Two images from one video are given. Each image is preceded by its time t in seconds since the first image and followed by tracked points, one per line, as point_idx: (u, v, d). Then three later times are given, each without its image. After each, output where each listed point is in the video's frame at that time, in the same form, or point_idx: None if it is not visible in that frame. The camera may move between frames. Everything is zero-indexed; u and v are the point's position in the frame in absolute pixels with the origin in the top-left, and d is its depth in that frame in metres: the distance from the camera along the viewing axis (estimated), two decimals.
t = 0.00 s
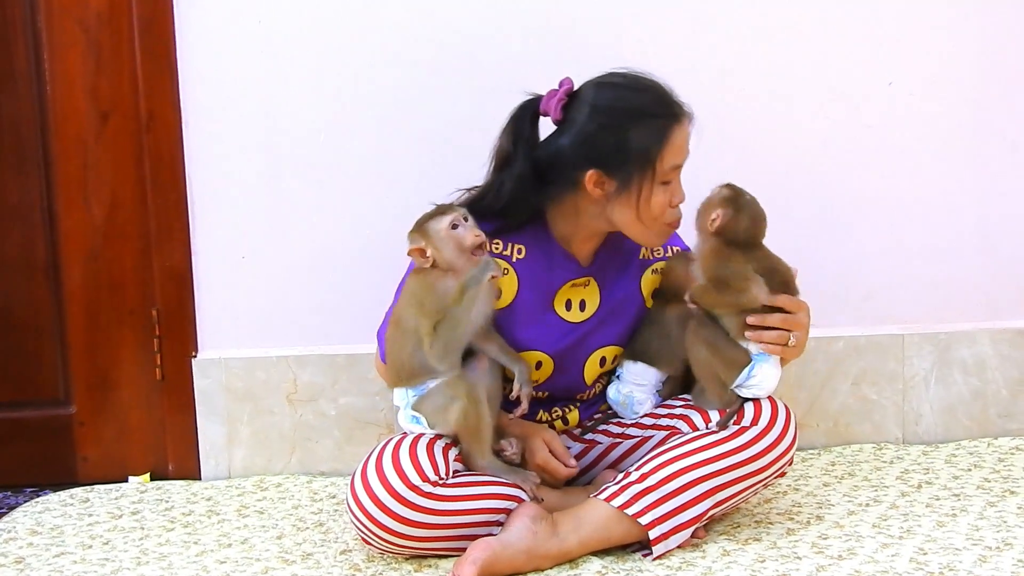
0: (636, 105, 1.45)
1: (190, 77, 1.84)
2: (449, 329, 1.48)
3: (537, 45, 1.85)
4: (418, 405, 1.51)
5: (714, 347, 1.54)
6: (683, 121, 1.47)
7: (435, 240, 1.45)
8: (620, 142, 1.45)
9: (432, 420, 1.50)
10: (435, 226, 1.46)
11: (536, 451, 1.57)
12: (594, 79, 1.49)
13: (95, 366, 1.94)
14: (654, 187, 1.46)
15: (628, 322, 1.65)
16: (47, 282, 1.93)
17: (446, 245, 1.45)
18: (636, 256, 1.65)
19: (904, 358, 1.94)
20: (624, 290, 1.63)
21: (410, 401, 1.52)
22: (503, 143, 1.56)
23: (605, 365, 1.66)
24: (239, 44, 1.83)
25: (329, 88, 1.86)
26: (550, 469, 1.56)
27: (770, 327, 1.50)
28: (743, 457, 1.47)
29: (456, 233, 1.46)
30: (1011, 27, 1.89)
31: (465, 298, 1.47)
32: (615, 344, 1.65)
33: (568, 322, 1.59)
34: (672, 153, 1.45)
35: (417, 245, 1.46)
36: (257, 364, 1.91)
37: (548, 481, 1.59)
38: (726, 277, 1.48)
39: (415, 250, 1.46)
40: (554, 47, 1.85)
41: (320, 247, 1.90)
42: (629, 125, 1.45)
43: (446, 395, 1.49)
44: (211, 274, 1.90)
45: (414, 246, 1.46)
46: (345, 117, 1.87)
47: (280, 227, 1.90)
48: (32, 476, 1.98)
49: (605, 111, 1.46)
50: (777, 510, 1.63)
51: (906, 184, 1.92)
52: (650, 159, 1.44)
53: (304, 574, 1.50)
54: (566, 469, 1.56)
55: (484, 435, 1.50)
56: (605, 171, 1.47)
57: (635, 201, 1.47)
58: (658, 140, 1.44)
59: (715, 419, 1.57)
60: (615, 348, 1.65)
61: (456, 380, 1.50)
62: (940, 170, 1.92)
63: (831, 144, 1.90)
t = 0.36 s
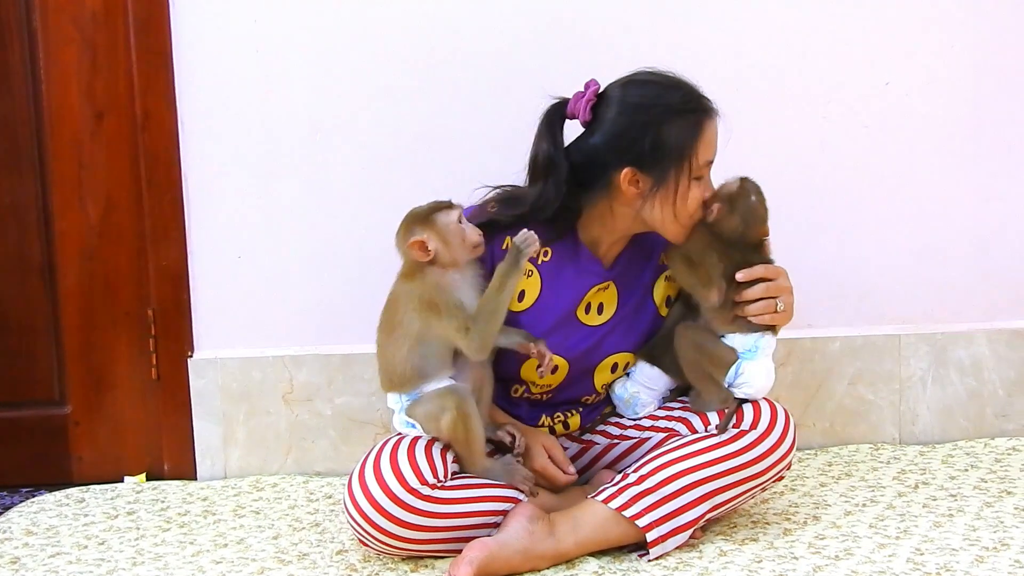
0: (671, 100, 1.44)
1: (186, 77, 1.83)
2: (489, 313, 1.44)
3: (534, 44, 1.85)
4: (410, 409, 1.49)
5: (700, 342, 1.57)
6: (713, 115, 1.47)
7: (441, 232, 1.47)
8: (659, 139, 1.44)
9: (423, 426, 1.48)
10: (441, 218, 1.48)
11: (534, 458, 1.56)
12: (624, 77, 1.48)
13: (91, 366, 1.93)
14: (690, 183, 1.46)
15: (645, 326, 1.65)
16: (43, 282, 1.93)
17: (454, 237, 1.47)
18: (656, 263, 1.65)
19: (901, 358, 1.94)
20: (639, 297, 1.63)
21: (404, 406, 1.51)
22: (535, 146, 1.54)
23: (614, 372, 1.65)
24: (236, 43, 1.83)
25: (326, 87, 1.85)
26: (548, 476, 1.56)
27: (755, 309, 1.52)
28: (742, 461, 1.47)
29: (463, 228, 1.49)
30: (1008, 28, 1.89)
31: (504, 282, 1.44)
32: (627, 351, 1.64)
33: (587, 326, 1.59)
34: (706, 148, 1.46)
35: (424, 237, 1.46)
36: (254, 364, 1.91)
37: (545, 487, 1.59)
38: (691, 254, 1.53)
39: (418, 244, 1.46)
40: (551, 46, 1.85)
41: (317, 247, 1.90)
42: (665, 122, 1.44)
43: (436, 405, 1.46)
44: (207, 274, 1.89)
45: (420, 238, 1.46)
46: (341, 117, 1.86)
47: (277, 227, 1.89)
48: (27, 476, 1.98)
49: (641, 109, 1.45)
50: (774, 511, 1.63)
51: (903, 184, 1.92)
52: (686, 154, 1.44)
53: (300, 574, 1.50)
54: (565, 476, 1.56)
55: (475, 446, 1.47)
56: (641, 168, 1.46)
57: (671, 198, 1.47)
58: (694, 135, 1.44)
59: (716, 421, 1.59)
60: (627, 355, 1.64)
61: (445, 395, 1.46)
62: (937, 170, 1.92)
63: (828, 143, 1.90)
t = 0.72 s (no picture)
0: (624, 76, 1.44)
1: (191, 81, 1.84)
2: (502, 266, 1.43)
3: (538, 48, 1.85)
4: (417, 411, 1.50)
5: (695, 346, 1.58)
6: (669, 96, 1.46)
7: (427, 227, 1.46)
8: (609, 115, 1.44)
9: (430, 428, 1.49)
10: (422, 213, 1.47)
11: (559, 433, 1.56)
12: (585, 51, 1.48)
13: (96, 370, 1.94)
14: (638, 161, 1.45)
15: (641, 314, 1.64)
16: (48, 285, 1.93)
17: (440, 229, 1.46)
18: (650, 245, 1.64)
19: (906, 361, 1.94)
20: (631, 279, 1.63)
21: (410, 409, 1.52)
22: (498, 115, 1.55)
23: (616, 360, 1.64)
24: (239, 47, 1.83)
25: (331, 92, 1.86)
26: (573, 452, 1.55)
27: (734, 323, 1.52)
28: (748, 464, 1.46)
29: (445, 218, 1.48)
30: (1011, 29, 1.89)
31: (512, 233, 1.42)
32: (625, 336, 1.63)
33: (576, 307, 1.59)
34: (656, 126, 1.45)
35: (410, 235, 1.45)
36: (258, 367, 1.91)
37: (567, 470, 1.57)
38: (687, 265, 1.57)
39: (406, 242, 1.45)
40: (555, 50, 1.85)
41: (322, 251, 1.90)
42: (618, 98, 1.44)
43: (441, 405, 1.47)
44: (212, 278, 1.90)
45: (405, 237, 1.45)
46: (346, 121, 1.87)
47: (282, 231, 1.89)
48: (34, 480, 1.98)
49: (593, 83, 1.45)
50: (780, 514, 1.63)
51: (908, 187, 1.92)
52: (635, 130, 1.44)
53: None
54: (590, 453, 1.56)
55: (482, 445, 1.47)
56: (590, 143, 1.46)
57: (617, 174, 1.46)
58: (646, 115, 1.44)
59: (721, 424, 1.57)
60: (626, 340, 1.63)
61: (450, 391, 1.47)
62: (942, 172, 1.92)
63: (833, 146, 1.90)
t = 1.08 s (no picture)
0: (548, 63, 1.47)
1: (195, 81, 1.84)
2: (506, 215, 1.42)
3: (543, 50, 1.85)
4: (422, 412, 1.50)
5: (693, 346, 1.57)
6: (601, 76, 1.47)
7: (422, 220, 1.47)
8: (540, 104, 1.47)
9: (434, 429, 1.48)
10: (416, 209, 1.48)
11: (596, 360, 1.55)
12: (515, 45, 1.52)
13: (99, 369, 1.94)
14: (576, 144, 1.47)
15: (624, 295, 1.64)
16: (52, 284, 1.93)
17: (434, 218, 1.48)
18: (621, 226, 1.63)
19: (909, 364, 1.94)
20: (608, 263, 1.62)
21: (415, 410, 1.52)
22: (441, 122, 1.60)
23: (601, 343, 1.64)
24: (244, 48, 1.84)
25: (336, 92, 1.86)
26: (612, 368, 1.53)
27: (735, 335, 1.52)
28: (748, 462, 1.47)
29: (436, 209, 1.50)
30: (1014, 34, 1.89)
31: (494, 188, 1.41)
32: (609, 319, 1.63)
33: (553, 296, 1.60)
34: (589, 108, 1.46)
35: (410, 230, 1.46)
36: (261, 368, 1.91)
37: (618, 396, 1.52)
38: (684, 267, 1.55)
39: (409, 238, 1.45)
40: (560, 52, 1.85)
41: (325, 251, 1.90)
42: (545, 84, 1.47)
43: (448, 405, 1.46)
44: (215, 278, 1.90)
45: (407, 233, 1.45)
46: (351, 122, 1.87)
47: (285, 231, 1.90)
48: (36, 480, 1.98)
49: (523, 75, 1.48)
50: (782, 517, 1.63)
51: (911, 190, 1.92)
52: (566, 114, 1.46)
53: None
54: (631, 367, 1.54)
55: (485, 443, 1.47)
56: (528, 133, 1.49)
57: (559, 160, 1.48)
58: (573, 97, 1.46)
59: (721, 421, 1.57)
60: (610, 323, 1.64)
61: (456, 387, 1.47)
62: (946, 176, 1.92)
63: (837, 149, 1.90)
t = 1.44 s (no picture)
0: (539, 72, 1.46)
1: (192, 83, 1.84)
2: (494, 190, 1.42)
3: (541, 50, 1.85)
4: (422, 410, 1.50)
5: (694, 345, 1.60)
6: (591, 87, 1.46)
7: (418, 219, 1.49)
8: (527, 111, 1.46)
9: (434, 427, 1.49)
10: (410, 210, 1.50)
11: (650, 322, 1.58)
12: (509, 48, 1.51)
13: (96, 372, 1.93)
14: (563, 153, 1.46)
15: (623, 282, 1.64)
16: (48, 286, 1.93)
17: (430, 217, 1.50)
18: (611, 216, 1.62)
19: (907, 363, 1.94)
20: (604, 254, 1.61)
21: (415, 408, 1.52)
22: (432, 116, 1.60)
23: (604, 331, 1.64)
24: (241, 49, 1.83)
25: (333, 93, 1.86)
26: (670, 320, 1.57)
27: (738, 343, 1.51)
28: (746, 462, 1.46)
29: (430, 207, 1.52)
30: (1011, 32, 1.89)
31: (492, 157, 1.41)
32: (610, 307, 1.64)
33: (555, 289, 1.59)
34: (578, 119, 1.45)
35: (404, 231, 1.48)
36: (259, 370, 1.91)
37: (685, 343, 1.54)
38: (688, 266, 1.59)
39: (403, 238, 1.47)
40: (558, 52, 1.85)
41: (322, 252, 1.90)
42: (535, 93, 1.46)
43: (448, 398, 1.47)
44: (213, 280, 1.90)
45: (401, 234, 1.47)
46: (347, 123, 1.87)
47: (282, 233, 1.89)
48: (34, 482, 1.98)
49: (513, 80, 1.47)
50: (780, 516, 1.63)
51: (909, 189, 1.92)
52: (554, 124, 1.45)
53: None
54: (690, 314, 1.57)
55: (485, 436, 1.48)
56: (515, 138, 1.49)
57: (545, 166, 1.48)
58: (562, 109, 1.45)
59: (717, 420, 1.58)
60: (611, 311, 1.64)
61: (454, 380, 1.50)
62: (943, 175, 1.92)
63: (834, 148, 1.90)
